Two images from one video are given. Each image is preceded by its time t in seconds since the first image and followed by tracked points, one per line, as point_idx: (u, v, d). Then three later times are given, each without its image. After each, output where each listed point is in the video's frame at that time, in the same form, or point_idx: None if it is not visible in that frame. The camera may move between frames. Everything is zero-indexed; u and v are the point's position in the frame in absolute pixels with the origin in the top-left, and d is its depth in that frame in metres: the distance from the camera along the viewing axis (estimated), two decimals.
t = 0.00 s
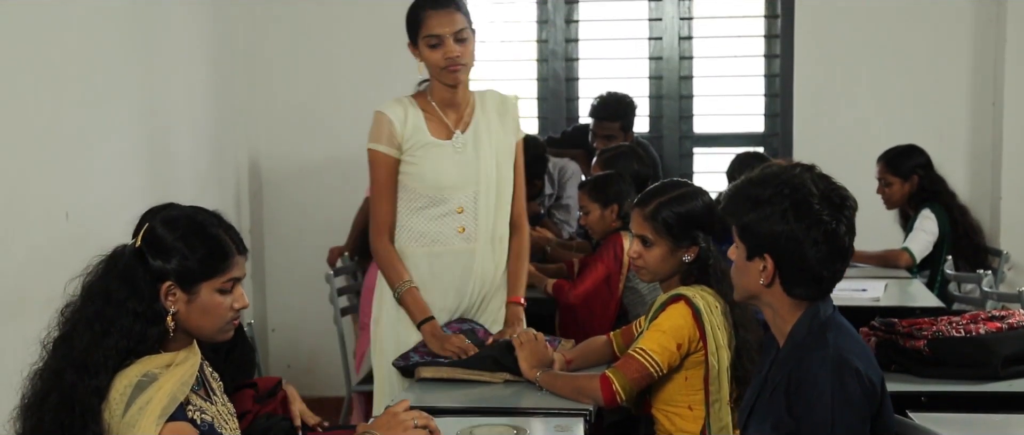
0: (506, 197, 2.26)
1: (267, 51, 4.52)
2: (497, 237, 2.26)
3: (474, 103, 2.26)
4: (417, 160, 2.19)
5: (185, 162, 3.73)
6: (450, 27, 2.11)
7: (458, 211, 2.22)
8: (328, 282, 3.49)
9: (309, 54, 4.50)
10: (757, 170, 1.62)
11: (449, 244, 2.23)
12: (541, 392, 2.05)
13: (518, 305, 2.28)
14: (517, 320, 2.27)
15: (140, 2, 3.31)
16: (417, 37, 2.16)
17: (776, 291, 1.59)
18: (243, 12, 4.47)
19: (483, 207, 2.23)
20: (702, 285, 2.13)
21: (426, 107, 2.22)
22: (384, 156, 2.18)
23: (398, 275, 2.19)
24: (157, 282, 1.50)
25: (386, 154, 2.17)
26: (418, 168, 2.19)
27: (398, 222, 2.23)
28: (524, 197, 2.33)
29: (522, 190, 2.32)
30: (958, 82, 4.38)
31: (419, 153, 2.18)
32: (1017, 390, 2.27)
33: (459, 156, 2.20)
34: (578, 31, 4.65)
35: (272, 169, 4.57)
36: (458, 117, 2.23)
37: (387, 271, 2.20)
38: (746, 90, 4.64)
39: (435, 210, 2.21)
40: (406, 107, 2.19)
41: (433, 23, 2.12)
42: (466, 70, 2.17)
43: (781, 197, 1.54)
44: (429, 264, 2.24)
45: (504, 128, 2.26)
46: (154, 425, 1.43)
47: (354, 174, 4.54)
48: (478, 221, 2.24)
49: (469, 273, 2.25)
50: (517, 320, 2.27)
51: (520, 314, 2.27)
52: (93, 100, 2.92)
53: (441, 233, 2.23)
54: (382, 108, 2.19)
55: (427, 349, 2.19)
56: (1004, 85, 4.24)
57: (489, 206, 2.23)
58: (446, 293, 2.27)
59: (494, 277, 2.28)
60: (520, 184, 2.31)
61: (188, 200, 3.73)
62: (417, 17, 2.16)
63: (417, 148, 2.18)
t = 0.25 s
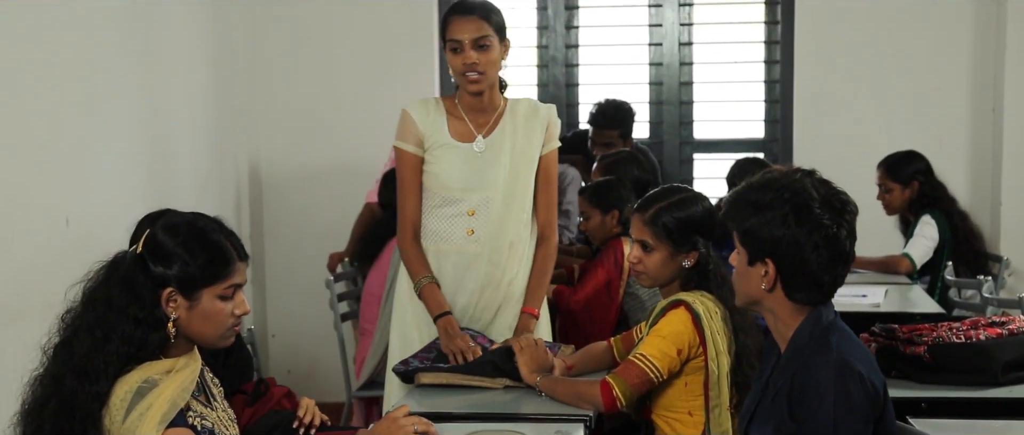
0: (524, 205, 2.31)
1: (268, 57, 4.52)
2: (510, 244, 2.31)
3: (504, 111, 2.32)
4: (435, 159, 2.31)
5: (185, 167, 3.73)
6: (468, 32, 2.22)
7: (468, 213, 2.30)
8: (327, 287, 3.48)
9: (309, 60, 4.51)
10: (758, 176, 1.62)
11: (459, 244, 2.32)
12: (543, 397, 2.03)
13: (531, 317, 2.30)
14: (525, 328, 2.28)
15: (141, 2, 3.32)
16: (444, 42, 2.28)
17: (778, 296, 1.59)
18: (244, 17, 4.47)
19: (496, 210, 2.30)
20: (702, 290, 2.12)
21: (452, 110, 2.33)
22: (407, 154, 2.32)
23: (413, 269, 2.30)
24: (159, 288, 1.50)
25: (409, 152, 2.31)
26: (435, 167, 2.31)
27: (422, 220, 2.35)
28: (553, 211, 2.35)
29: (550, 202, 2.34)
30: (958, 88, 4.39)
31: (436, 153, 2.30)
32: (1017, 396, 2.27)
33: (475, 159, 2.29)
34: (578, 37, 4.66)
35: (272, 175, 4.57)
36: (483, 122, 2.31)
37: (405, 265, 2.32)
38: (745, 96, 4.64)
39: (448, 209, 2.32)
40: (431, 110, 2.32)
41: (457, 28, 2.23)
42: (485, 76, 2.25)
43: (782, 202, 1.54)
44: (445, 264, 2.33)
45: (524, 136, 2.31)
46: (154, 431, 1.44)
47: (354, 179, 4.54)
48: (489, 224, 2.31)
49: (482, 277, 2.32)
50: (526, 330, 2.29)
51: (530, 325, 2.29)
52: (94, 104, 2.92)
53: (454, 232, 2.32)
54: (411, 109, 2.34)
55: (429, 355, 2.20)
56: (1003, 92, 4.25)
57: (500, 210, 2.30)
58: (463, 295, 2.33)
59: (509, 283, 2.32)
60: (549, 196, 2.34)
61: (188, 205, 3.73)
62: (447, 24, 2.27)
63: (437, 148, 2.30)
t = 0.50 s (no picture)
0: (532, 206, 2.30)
1: (268, 59, 4.53)
2: (517, 244, 2.30)
3: (517, 111, 2.32)
4: (446, 158, 2.32)
5: (185, 169, 3.73)
6: (478, 30, 2.24)
7: (475, 212, 2.30)
8: (327, 289, 3.49)
9: (310, 62, 4.51)
10: (757, 177, 1.62)
11: (466, 243, 2.31)
12: (543, 399, 2.03)
13: (536, 320, 2.27)
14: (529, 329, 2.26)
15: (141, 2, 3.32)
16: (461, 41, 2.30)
17: (776, 298, 1.59)
18: (244, 20, 4.48)
19: (504, 210, 2.29)
20: (702, 292, 2.13)
21: (466, 111, 2.34)
22: (421, 153, 2.34)
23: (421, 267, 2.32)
24: (161, 291, 1.50)
25: (421, 152, 2.34)
26: (446, 165, 2.32)
27: (434, 220, 2.36)
28: (568, 215, 2.31)
29: (566, 205, 2.31)
30: (958, 90, 4.39)
31: (447, 151, 2.31)
32: (1017, 398, 2.27)
33: (484, 158, 2.30)
34: (578, 39, 4.66)
35: (272, 176, 4.57)
36: (495, 123, 2.32)
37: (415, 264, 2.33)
38: (745, 98, 4.64)
39: (456, 208, 2.32)
40: (445, 110, 2.34)
41: (471, 26, 2.25)
42: (493, 75, 2.26)
43: (779, 203, 1.54)
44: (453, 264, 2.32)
45: (535, 137, 2.29)
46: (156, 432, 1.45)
47: (354, 181, 4.54)
48: (495, 224, 2.30)
49: (489, 278, 2.30)
50: (529, 332, 2.26)
51: (534, 328, 2.26)
52: (94, 105, 2.92)
53: (462, 232, 2.31)
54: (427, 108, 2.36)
55: (429, 356, 2.19)
56: (1004, 94, 4.25)
57: (507, 211, 2.29)
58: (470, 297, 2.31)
59: (515, 285, 2.30)
60: (564, 199, 2.30)
61: (188, 206, 3.73)
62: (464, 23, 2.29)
63: (448, 147, 2.31)
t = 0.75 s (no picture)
0: (541, 205, 2.30)
1: (269, 59, 4.53)
2: (526, 243, 2.29)
3: (528, 111, 2.32)
4: (457, 157, 2.33)
5: (185, 169, 3.73)
6: (486, 30, 2.23)
7: (483, 211, 2.30)
8: (327, 289, 3.48)
9: (310, 61, 4.51)
10: (753, 177, 1.62)
11: (475, 242, 2.31)
12: (543, 399, 2.03)
13: (544, 318, 2.25)
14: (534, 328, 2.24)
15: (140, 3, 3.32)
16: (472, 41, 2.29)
17: (773, 298, 1.59)
18: (245, 20, 4.48)
19: (511, 210, 2.29)
20: (702, 292, 2.13)
21: (478, 111, 2.35)
22: (434, 153, 2.36)
23: (429, 266, 2.33)
24: (190, 303, 1.49)
25: (434, 151, 2.36)
26: (457, 164, 2.33)
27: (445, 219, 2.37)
28: (580, 215, 2.30)
29: (577, 205, 2.30)
30: (958, 89, 4.38)
31: (458, 150, 2.32)
32: (1017, 397, 2.26)
33: (494, 157, 2.30)
34: (578, 39, 4.66)
35: (272, 176, 4.57)
36: (505, 122, 2.32)
37: (423, 262, 2.34)
38: (745, 98, 4.64)
39: (466, 207, 2.32)
40: (457, 110, 2.35)
41: (480, 26, 2.24)
42: (502, 76, 2.26)
43: (775, 203, 1.54)
44: (462, 262, 2.32)
45: (545, 137, 2.29)
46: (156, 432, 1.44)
47: (354, 181, 4.54)
48: (503, 223, 2.30)
49: (497, 276, 2.30)
50: (536, 331, 2.24)
51: (541, 326, 2.24)
52: (94, 107, 2.92)
53: (471, 230, 2.32)
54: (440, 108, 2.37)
55: (426, 357, 2.19)
56: (1004, 94, 4.24)
57: (515, 210, 2.29)
58: (477, 296, 2.31)
59: (521, 285, 2.30)
60: (576, 199, 2.30)
61: (189, 207, 3.73)
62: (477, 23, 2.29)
63: (458, 146, 2.33)
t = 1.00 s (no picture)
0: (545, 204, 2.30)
1: (269, 59, 4.53)
2: (529, 243, 2.29)
3: (532, 111, 2.32)
4: (460, 156, 2.33)
5: (185, 169, 3.73)
6: (490, 30, 2.23)
7: (487, 210, 2.30)
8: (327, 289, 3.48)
9: (310, 61, 4.51)
10: (752, 177, 1.63)
11: (478, 241, 2.31)
12: (543, 399, 2.03)
13: (546, 318, 2.25)
14: (536, 328, 2.23)
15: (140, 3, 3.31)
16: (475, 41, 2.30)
17: (771, 298, 1.59)
18: (245, 19, 4.48)
19: (515, 209, 2.29)
20: (702, 292, 2.13)
21: (482, 111, 2.35)
22: (437, 152, 2.35)
23: (431, 266, 2.32)
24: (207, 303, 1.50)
25: (437, 151, 2.35)
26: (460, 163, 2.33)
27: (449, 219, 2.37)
28: (583, 214, 2.30)
29: (581, 204, 2.30)
30: (958, 89, 4.38)
31: (462, 149, 2.32)
32: (1017, 397, 2.26)
33: (498, 157, 2.30)
34: (578, 39, 4.66)
35: (272, 175, 4.57)
36: (509, 122, 2.32)
37: (425, 262, 2.34)
38: (745, 98, 4.64)
39: (469, 206, 2.32)
40: (461, 110, 2.35)
41: (483, 26, 2.25)
42: (504, 76, 2.25)
43: (773, 203, 1.54)
44: (465, 262, 2.32)
45: (549, 137, 2.29)
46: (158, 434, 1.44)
47: (354, 180, 4.54)
48: (507, 222, 2.30)
49: (500, 276, 2.30)
50: (537, 330, 2.23)
51: (543, 326, 2.23)
52: (93, 107, 2.92)
53: (474, 230, 2.31)
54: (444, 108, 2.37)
55: (426, 357, 2.19)
56: (1004, 94, 4.24)
57: (518, 210, 2.29)
58: (480, 295, 2.31)
59: (524, 284, 2.30)
60: (580, 199, 2.30)
61: (189, 207, 3.73)
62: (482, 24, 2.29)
63: (462, 146, 2.32)
